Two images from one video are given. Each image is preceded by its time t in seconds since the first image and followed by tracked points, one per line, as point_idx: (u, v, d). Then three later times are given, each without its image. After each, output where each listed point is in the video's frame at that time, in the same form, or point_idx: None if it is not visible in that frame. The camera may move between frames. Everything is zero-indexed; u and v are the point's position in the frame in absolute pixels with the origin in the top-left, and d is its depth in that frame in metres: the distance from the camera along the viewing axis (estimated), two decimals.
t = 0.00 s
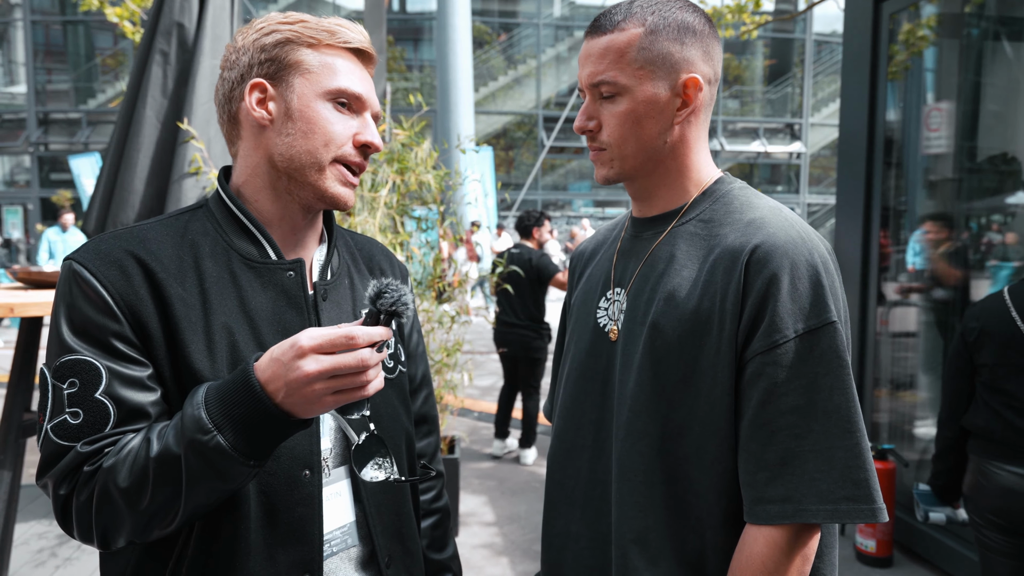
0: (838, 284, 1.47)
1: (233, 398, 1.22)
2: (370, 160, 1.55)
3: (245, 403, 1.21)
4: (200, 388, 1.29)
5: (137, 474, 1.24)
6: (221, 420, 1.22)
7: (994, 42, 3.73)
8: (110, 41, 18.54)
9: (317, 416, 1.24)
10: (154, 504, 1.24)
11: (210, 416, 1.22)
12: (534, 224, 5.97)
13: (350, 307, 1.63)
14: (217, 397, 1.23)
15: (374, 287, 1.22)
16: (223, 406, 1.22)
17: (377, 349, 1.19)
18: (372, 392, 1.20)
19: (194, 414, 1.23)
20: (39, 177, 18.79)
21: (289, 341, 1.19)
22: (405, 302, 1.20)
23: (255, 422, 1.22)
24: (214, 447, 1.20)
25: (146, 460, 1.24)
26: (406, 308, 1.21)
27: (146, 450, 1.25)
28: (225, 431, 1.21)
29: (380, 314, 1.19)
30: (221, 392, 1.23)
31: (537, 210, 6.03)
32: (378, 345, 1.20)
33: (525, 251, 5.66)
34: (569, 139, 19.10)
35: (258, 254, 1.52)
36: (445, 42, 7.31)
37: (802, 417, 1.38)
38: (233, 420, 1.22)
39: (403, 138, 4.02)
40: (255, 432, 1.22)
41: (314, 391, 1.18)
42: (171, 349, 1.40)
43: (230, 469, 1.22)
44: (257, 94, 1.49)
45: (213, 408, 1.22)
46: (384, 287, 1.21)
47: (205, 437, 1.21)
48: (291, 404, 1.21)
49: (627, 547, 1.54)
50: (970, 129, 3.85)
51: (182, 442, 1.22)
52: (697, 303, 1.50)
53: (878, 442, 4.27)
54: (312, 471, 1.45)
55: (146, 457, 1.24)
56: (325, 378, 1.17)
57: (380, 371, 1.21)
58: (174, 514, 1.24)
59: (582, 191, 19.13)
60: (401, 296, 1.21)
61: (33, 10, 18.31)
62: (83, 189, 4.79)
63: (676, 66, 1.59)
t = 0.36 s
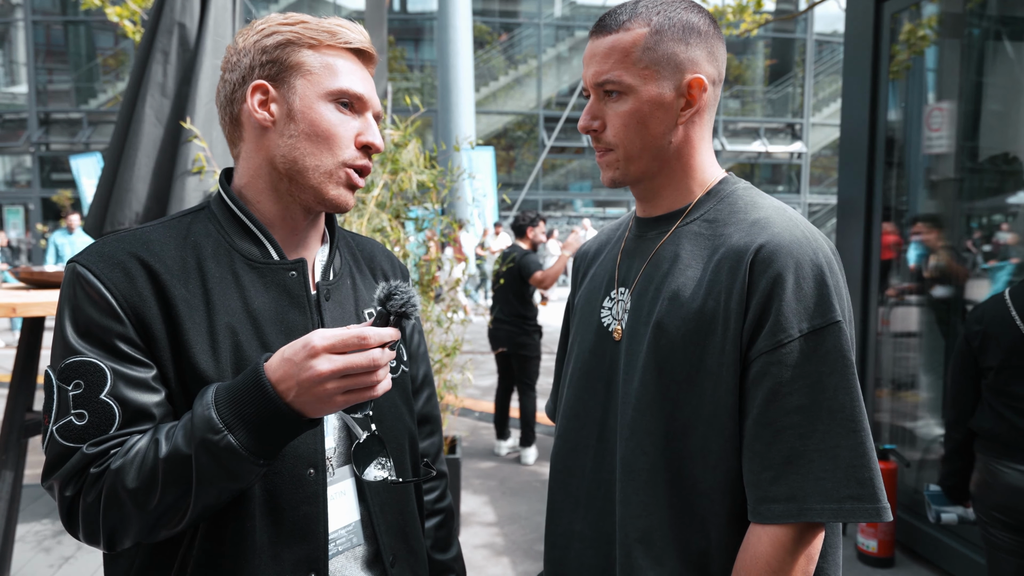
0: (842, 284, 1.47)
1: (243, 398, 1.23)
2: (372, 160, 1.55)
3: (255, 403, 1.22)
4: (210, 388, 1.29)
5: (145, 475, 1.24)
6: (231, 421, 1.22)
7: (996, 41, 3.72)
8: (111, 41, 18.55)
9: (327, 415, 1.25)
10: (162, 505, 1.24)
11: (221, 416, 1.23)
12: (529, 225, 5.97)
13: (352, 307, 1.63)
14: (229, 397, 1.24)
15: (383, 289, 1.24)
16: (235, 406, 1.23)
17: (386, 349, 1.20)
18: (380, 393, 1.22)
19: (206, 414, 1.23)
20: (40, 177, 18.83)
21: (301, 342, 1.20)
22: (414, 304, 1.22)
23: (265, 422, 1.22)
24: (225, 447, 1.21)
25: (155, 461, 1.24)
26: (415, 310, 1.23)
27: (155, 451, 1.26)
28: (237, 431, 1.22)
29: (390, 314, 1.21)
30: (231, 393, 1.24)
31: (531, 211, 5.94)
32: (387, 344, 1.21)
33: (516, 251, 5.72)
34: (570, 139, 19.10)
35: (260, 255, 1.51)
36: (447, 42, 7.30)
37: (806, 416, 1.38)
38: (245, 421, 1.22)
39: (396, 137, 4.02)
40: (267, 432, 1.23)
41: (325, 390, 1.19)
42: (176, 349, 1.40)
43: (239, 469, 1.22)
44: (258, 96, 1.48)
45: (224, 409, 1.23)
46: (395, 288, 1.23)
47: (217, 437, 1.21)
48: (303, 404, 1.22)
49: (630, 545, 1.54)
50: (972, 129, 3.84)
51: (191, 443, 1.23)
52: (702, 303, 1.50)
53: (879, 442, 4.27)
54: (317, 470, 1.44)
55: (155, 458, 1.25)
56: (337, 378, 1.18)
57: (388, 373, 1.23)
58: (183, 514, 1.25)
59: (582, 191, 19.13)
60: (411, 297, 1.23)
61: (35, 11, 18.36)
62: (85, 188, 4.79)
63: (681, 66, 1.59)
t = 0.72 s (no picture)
0: (842, 284, 1.47)
1: (242, 401, 1.23)
2: (367, 159, 1.55)
3: (254, 407, 1.22)
4: (210, 390, 1.29)
5: (144, 477, 1.24)
6: (230, 424, 1.22)
7: (997, 40, 3.69)
8: (112, 42, 18.54)
9: (324, 420, 1.25)
10: (160, 506, 1.24)
11: (220, 419, 1.23)
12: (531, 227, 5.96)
13: (349, 308, 1.63)
14: (228, 400, 1.24)
15: (383, 296, 1.23)
16: (233, 409, 1.23)
17: (384, 355, 1.21)
18: (378, 398, 1.23)
19: (205, 417, 1.23)
20: (41, 177, 18.85)
21: (300, 347, 1.21)
22: (412, 311, 1.22)
23: (264, 424, 1.22)
24: (224, 450, 1.21)
25: (154, 463, 1.24)
26: (412, 316, 1.22)
27: (154, 454, 1.26)
28: (235, 434, 1.22)
29: (388, 322, 1.21)
30: (230, 396, 1.24)
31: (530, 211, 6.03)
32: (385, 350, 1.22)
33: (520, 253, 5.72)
34: (571, 139, 19.10)
35: (257, 256, 1.52)
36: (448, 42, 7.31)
37: (806, 417, 1.37)
38: (243, 424, 1.22)
39: (393, 139, 4.01)
40: (266, 436, 1.23)
41: (323, 396, 1.20)
42: (172, 351, 1.40)
43: (237, 471, 1.22)
44: (253, 96, 1.48)
45: (222, 412, 1.23)
46: (393, 296, 1.22)
47: (215, 440, 1.21)
48: (301, 408, 1.23)
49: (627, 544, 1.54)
50: (973, 129, 3.82)
51: (190, 445, 1.23)
52: (702, 303, 1.50)
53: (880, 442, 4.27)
54: (312, 471, 1.44)
55: (154, 460, 1.25)
56: (336, 384, 1.18)
57: (386, 378, 1.23)
58: (180, 515, 1.25)
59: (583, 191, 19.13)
60: (408, 305, 1.22)
61: (36, 11, 18.39)
62: (85, 188, 4.79)
63: (681, 67, 1.59)
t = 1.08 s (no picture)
0: (838, 285, 1.47)
1: (242, 402, 1.23)
2: (362, 160, 1.55)
3: (254, 407, 1.22)
4: (208, 391, 1.30)
5: (143, 478, 1.24)
6: (231, 424, 1.23)
7: (999, 41, 3.70)
8: (114, 42, 18.57)
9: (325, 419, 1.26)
10: (158, 507, 1.24)
11: (220, 419, 1.23)
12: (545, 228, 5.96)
13: (346, 309, 1.63)
14: (227, 400, 1.24)
15: (378, 296, 1.24)
16: (232, 409, 1.23)
17: (383, 353, 1.21)
18: (378, 397, 1.23)
19: (204, 417, 1.23)
20: (43, 178, 18.88)
21: (300, 347, 1.21)
22: (409, 310, 1.22)
23: (263, 424, 1.23)
24: (224, 450, 1.21)
25: (153, 464, 1.25)
26: (409, 315, 1.23)
27: (153, 455, 1.26)
28: (236, 434, 1.22)
29: (386, 320, 1.21)
30: (230, 396, 1.24)
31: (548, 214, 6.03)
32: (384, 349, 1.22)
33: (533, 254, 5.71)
34: (572, 139, 19.10)
35: (252, 257, 1.52)
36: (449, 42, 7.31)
37: (801, 418, 1.37)
38: (243, 424, 1.22)
39: (395, 138, 4.02)
40: (265, 436, 1.23)
41: (324, 395, 1.20)
42: (170, 353, 1.40)
43: (237, 472, 1.23)
44: (248, 98, 1.49)
45: (223, 412, 1.23)
46: (389, 294, 1.23)
47: (216, 440, 1.22)
48: (301, 408, 1.23)
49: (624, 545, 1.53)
50: (974, 129, 3.82)
51: (190, 446, 1.23)
52: (697, 304, 1.50)
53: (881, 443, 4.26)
54: (309, 471, 1.44)
55: (153, 461, 1.25)
56: (336, 383, 1.19)
57: (385, 376, 1.24)
58: (179, 516, 1.25)
59: (584, 191, 19.13)
60: (405, 303, 1.23)
61: (37, 11, 18.42)
62: (86, 188, 4.79)
63: (676, 67, 1.59)
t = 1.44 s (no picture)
0: (834, 284, 1.46)
1: (239, 398, 1.23)
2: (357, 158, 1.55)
3: (252, 402, 1.22)
4: (203, 388, 1.29)
5: (139, 477, 1.24)
6: (228, 420, 1.23)
7: (1000, 41, 3.70)
8: (115, 42, 18.60)
9: (322, 413, 1.25)
10: (154, 506, 1.24)
11: (217, 415, 1.23)
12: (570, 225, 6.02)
13: (342, 307, 1.62)
14: (224, 397, 1.24)
15: (374, 288, 1.24)
16: (229, 406, 1.23)
17: (380, 345, 1.21)
18: (374, 389, 1.22)
19: (200, 413, 1.23)
20: (44, 177, 18.91)
21: (296, 340, 1.21)
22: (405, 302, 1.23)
23: (262, 419, 1.23)
24: (222, 446, 1.21)
25: (148, 462, 1.24)
26: (405, 307, 1.24)
27: (148, 453, 1.25)
28: (233, 429, 1.22)
29: (382, 312, 1.22)
30: (227, 393, 1.24)
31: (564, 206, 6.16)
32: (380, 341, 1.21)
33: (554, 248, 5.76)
34: (573, 139, 19.10)
35: (247, 256, 1.51)
36: (450, 42, 7.31)
37: (798, 419, 1.37)
38: (240, 419, 1.23)
39: (403, 137, 4.02)
40: (260, 432, 1.23)
41: (320, 387, 1.19)
42: (165, 352, 1.40)
43: (236, 468, 1.23)
44: (241, 97, 1.48)
45: (219, 408, 1.23)
46: (386, 286, 1.23)
47: (213, 436, 1.22)
48: (298, 402, 1.22)
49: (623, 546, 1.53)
50: (976, 129, 3.81)
51: (186, 443, 1.23)
52: (694, 304, 1.49)
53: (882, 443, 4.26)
54: (306, 469, 1.44)
55: (148, 460, 1.25)
56: (332, 375, 1.18)
57: (382, 368, 1.23)
58: (176, 514, 1.25)
59: (585, 191, 19.13)
60: (401, 295, 1.23)
61: (39, 11, 18.45)
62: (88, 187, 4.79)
63: (672, 66, 1.58)
